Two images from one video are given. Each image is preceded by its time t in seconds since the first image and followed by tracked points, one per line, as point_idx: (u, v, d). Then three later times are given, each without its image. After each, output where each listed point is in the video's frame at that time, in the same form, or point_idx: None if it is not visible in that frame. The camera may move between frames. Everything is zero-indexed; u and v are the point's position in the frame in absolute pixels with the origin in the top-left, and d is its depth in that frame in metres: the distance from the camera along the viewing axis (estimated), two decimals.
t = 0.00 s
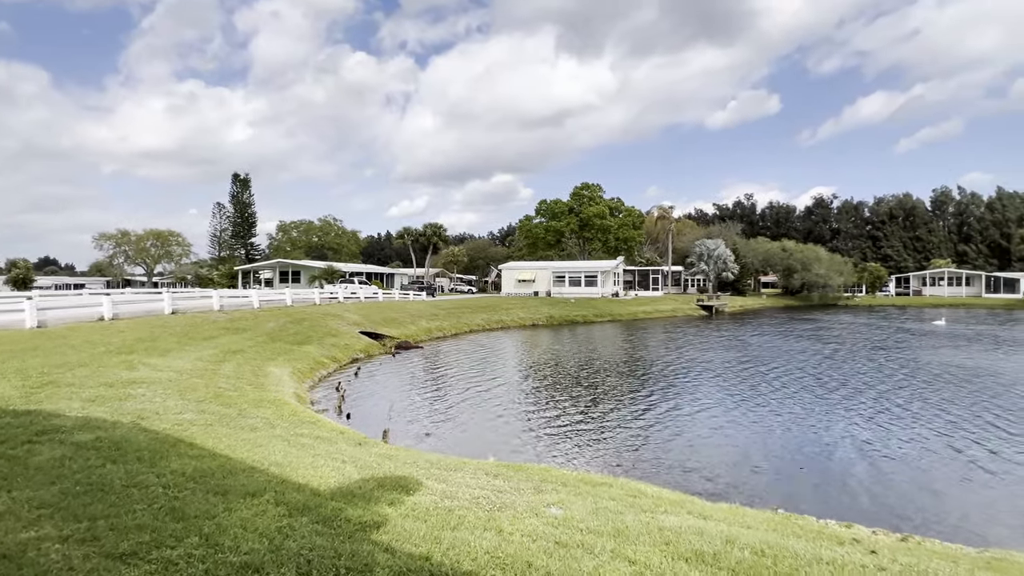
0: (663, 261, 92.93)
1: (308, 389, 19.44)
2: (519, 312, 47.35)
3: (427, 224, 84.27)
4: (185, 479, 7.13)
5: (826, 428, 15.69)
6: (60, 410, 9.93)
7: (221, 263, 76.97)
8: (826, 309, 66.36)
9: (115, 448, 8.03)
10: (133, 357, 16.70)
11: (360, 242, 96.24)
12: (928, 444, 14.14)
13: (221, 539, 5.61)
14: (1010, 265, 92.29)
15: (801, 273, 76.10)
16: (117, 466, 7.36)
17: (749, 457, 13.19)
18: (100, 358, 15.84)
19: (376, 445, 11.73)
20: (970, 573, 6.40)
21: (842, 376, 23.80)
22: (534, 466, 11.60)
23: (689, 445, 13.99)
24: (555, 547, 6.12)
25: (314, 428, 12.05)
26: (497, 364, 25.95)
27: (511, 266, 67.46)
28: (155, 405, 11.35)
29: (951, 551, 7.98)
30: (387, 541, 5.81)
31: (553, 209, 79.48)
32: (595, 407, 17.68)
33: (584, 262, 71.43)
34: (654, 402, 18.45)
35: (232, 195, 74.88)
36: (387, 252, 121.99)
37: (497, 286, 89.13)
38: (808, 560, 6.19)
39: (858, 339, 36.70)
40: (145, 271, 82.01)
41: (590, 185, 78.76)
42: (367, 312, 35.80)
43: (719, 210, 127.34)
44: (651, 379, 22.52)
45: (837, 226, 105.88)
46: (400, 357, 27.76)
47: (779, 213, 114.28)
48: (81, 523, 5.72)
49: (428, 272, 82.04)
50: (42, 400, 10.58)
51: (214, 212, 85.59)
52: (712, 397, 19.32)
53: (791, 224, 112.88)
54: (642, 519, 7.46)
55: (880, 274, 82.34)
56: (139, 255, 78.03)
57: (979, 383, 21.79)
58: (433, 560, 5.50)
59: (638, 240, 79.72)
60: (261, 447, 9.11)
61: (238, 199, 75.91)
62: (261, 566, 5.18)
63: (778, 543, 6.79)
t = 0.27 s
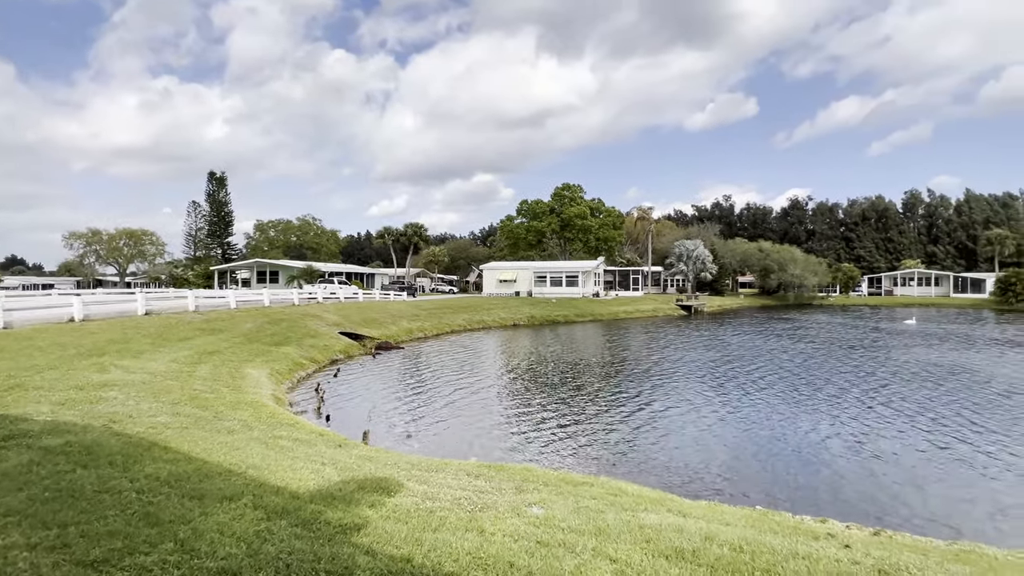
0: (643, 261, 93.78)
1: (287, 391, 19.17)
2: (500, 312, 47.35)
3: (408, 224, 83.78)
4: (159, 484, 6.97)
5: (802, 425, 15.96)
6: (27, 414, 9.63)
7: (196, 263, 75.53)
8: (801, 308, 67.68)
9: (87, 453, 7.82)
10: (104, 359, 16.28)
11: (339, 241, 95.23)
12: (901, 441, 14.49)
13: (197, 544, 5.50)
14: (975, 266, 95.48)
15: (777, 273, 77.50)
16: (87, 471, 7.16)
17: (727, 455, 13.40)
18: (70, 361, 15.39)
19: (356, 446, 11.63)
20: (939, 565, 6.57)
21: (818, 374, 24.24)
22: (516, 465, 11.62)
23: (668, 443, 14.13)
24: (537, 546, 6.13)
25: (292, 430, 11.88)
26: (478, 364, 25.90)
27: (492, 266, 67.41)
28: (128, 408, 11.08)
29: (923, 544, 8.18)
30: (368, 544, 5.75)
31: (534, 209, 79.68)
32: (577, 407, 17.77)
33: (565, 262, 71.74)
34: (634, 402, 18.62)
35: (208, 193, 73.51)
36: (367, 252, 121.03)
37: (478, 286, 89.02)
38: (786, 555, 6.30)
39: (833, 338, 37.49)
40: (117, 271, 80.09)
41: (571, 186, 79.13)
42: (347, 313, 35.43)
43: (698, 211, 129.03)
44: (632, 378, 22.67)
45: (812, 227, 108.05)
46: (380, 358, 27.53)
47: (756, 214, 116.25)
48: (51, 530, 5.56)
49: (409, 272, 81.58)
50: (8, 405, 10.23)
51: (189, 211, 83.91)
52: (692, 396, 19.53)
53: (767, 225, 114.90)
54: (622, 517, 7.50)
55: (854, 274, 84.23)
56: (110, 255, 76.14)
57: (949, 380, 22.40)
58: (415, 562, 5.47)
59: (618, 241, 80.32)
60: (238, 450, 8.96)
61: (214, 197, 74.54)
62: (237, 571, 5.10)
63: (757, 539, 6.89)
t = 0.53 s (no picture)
0: (624, 262, 94.46)
1: (265, 393, 18.88)
2: (481, 312, 47.27)
3: (388, 223, 83.14)
4: (133, 488, 6.82)
5: (780, 423, 16.23)
6: None
7: (171, 262, 73.98)
8: (778, 308, 68.89)
9: (56, 458, 7.61)
10: (75, 362, 15.85)
11: (318, 241, 94.12)
12: (874, 438, 14.83)
13: (172, 550, 5.39)
14: (944, 266, 98.22)
15: (754, 274, 78.74)
16: (58, 477, 6.96)
17: (706, 453, 13.56)
18: (38, 363, 14.96)
19: (335, 448, 11.52)
20: (909, 558, 6.75)
21: (794, 373, 24.68)
22: (498, 466, 11.62)
23: (649, 442, 14.26)
24: (518, 546, 6.14)
25: (270, 432, 11.70)
26: (459, 365, 25.81)
27: (473, 266, 67.26)
28: (100, 411, 10.82)
29: (895, 538, 8.39)
30: (348, 546, 5.70)
31: (516, 210, 79.74)
32: (557, 407, 17.83)
33: (546, 262, 71.91)
34: (615, 401, 18.74)
35: (183, 191, 72.08)
36: (347, 252, 119.92)
37: (459, 286, 88.76)
38: (763, 551, 6.41)
39: (808, 337, 38.24)
40: (88, 271, 78.06)
41: (553, 186, 79.35)
42: (326, 313, 35.04)
43: (677, 212, 130.46)
44: (613, 378, 22.81)
45: (789, 228, 110.05)
46: (361, 359, 27.27)
47: (734, 216, 117.99)
48: (20, 538, 5.40)
49: (389, 272, 81.04)
50: None
51: (163, 210, 82.17)
52: (671, 395, 19.72)
53: (745, 226, 116.70)
54: (603, 516, 7.55)
55: (828, 275, 86.01)
56: (81, 254, 74.19)
57: (919, 378, 22.99)
58: (396, 564, 5.44)
59: (599, 241, 80.79)
60: (215, 454, 8.81)
61: (190, 196, 73.10)
62: None
63: (735, 536, 6.98)
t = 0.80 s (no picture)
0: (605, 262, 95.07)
1: (243, 395, 18.59)
2: (463, 313, 47.16)
3: (369, 223, 82.45)
4: (106, 493, 6.66)
5: (758, 422, 16.48)
6: None
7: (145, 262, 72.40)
8: (755, 308, 70.02)
9: (26, 463, 7.40)
10: (44, 364, 15.42)
11: (297, 241, 92.95)
12: (849, 435, 15.13)
13: (147, 556, 5.28)
14: (915, 267, 100.77)
15: (732, 274, 79.90)
16: (27, 482, 6.77)
17: (686, 452, 13.71)
18: (5, 366, 14.51)
19: (315, 450, 11.41)
20: (882, 552, 6.91)
21: (772, 372, 25.09)
22: (480, 466, 11.60)
23: (630, 441, 14.38)
24: (501, 546, 6.14)
25: (248, 435, 11.51)
26: (441, 365, 25.72)
27: (455, 266, 67.05)
28: (72, 414, 10.56)
29: (868, 532, 8.60)
30: (329, 549, 5.65)
31: (497, 210, 79.73)
32: (539, 407, 17.87)
33: (528, 262, 72.03)
34: (596, 400, 18.86)
35: (157, 189, 70.60)
36: (326, 252, 118.69)
37: (440, 287, 88.44)
38: (741, 547, 6.50)
39: (785, 337, 38.94)
40: (58, 271, 75.98)
41: (534, 187, 79.50)
42: (306, 314, 34.63)
43: (657, 213, 131.76)
44: (594, 378, 22.94)
45: (766, 229, 111.78)
46: (341, 360, 27.01)
47: (713, 217, 119.58)
48: None
49: (370, 273, 80.41)
50: None
51: (137, 208, 80.40)
52: (651, 394, 19.90)
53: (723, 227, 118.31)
54: (585, 515, 7.59)
55: (804, 275, 87.60)
56: (50, 253, 72.21)
57: (892, 376, 23.57)
58: (377, 566, 5.42)
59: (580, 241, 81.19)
60: (191, 457, 8.65)
61: (164, 194, 71.63)
62: None
63: (714, 532, 7.08)
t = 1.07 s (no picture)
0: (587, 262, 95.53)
1: (221, 397, 18.29)
2: (445, 313, 47.01)
3: (350, 223, 81.66)
4: (80, 499, 6.51)
5: (738, 420, 16.71)
6: None
7: (119, 262, 70.79)
8: (734, 308, 71.02)
9: None
10: (13, 367, 14.98)
11: (276, 240, 91.71)
12: (826, 433, 15.43)
13: (123, 562, 5.18)
14: (888, 268, 103.10)
15: (712, 275, 80.89)
16: None
17: (667, 451, 13.85)
18: None
19: (296, 452, 11.29)
20: (857, 546, 7.06)
21: (751, 371, 25.48)
22: (463, 467, 11.59)
23: (611, 441, 14.49)
24: (484, 546, 6.15)
25: (227, 438, 11.34)
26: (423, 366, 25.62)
27: (437, 267, 66.76)
28: (43, 418, 10.30)
29: (843, 527, 8.78)
30: (310, 552, 5.60)
31: (479, 210, 79.60)
32: (521, 407, 17.89)
33: (510, 262, 72.04)
34: (578, 400, 18.95)
35: (131, 187, 69.04)
36: (306, 251, 117.39)
37: (422, 287, 88.03)
38: (721, 544, 6.60)
39: (763, 336, 39.56)
40: (28, 271, 73.93)
41: (517, 187, 79.51)
42: (285, 315, 34.22)
43: (639, 213, 132.91)
44: (576, 378, 23.05)
45: (745, 229, 113.41)
46: (322, 361, 26.74)
47: (693, 217, 120.92)
48: None
49: (351, 273, 79.69)
50: None
51: (110, 206, 78.59)
52: (633, 394, 20.07)
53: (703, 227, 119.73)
54: (567, 515, 7.63)
55: (782, 275, 89.08)
56: (19, 253, 70.20)
57: (866, 374, 24.11)
58: (360, 568, 5.39)
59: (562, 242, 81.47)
60: (168, 461, 8.50)
61: (139, 192, 70.09)
62: None
63: (695, 529, 7.18)
